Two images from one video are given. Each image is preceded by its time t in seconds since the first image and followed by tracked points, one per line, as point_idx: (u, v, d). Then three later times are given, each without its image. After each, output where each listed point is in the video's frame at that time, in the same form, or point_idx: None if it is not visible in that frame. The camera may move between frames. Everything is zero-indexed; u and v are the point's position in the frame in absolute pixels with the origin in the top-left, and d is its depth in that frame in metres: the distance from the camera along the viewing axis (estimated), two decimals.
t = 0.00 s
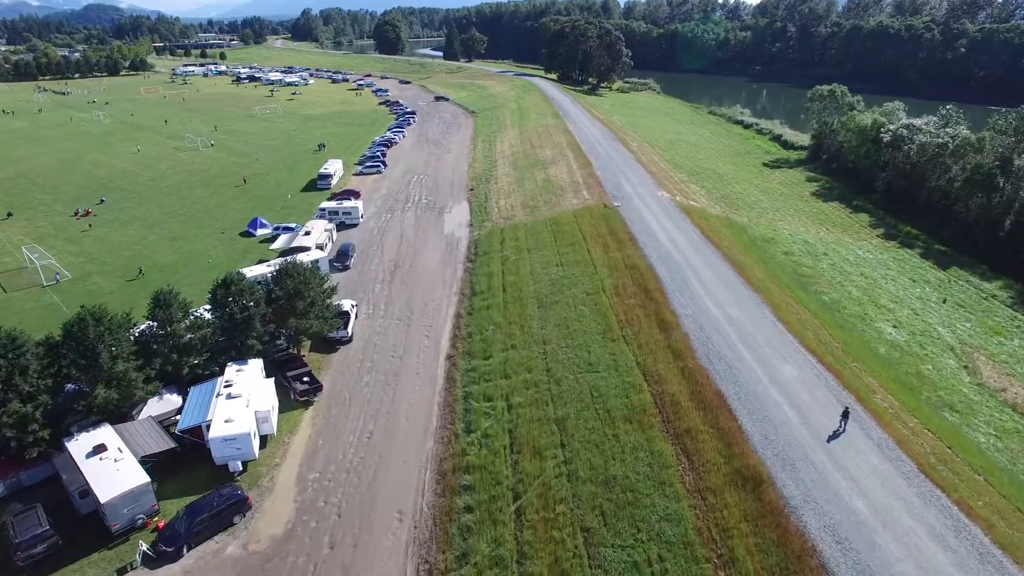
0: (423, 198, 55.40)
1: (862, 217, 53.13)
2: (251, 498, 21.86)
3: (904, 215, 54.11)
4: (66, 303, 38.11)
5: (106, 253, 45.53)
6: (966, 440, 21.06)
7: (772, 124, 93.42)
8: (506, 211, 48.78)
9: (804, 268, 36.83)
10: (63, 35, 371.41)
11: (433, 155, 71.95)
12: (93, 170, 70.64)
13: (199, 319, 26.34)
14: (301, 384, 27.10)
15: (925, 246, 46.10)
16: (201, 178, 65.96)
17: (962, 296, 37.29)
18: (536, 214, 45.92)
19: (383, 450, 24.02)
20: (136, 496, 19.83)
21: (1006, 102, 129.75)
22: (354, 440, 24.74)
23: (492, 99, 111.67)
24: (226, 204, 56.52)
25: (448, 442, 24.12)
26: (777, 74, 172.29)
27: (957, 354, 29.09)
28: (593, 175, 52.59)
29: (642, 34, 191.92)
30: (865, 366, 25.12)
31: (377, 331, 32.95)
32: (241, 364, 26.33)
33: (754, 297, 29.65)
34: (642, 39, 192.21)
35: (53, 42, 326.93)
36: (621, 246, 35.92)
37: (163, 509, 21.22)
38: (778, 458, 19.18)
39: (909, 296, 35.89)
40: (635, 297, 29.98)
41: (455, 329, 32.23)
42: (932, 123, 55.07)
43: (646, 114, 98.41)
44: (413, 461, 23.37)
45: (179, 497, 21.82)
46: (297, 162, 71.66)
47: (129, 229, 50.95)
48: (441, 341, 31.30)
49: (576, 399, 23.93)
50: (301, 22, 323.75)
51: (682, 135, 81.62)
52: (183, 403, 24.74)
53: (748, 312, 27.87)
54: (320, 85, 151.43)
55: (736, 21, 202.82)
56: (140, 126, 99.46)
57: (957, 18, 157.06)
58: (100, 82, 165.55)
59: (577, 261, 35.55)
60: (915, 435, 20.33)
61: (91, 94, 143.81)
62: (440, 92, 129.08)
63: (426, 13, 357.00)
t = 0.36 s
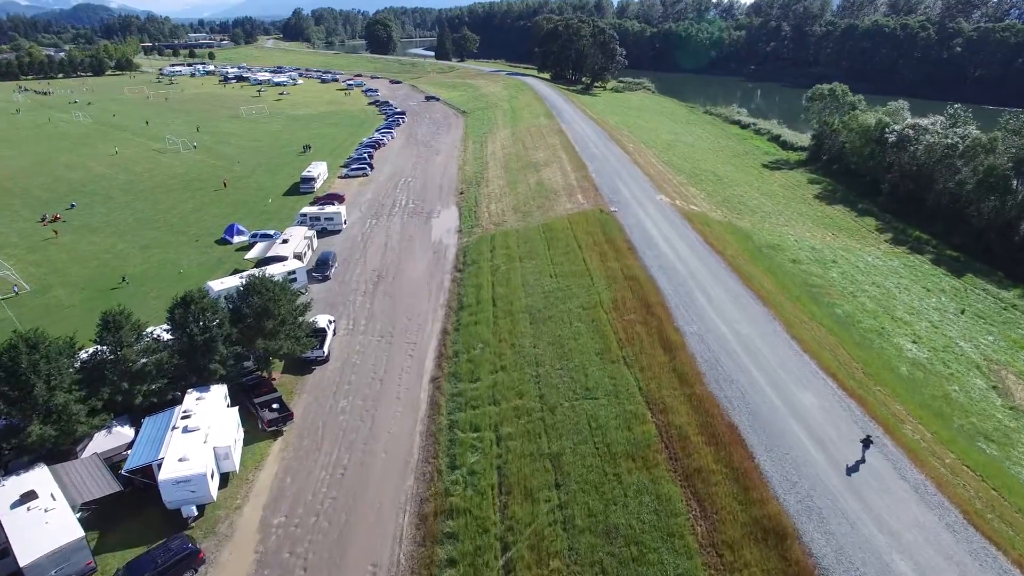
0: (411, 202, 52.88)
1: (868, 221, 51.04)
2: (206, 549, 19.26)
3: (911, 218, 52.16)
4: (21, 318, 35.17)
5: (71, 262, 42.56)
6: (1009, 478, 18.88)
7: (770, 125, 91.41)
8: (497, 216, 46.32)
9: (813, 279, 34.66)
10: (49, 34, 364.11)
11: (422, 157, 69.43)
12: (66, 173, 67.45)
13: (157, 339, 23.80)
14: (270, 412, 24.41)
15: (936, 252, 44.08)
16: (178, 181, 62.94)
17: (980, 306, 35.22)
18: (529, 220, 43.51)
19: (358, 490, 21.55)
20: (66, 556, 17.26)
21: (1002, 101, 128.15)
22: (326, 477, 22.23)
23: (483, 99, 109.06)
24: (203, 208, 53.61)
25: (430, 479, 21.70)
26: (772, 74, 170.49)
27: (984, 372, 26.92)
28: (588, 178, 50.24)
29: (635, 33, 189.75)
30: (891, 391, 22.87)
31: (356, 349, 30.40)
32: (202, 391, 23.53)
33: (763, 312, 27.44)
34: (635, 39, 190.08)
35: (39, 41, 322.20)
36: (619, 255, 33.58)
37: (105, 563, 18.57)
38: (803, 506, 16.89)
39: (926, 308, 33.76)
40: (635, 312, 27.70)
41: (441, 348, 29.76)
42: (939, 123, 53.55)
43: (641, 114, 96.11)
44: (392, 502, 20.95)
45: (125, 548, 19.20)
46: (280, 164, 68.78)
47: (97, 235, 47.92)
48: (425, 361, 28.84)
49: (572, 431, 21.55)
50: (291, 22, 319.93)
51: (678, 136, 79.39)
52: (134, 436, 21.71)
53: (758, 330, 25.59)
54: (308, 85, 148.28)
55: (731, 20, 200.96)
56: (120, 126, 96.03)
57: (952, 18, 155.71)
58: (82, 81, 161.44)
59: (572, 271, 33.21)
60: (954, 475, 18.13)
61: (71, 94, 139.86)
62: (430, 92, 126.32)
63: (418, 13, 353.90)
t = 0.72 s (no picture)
0: (400, 208, 50.54)
1: (879, 227, 48.91)
2: None
3: (923, 224, 50.07)
4: None
5: (37, 273, 39.99)
6: None
7: (771, 125, 89.23)
8: (491, 223, 44.05)
9: (826, 293, 32.40)
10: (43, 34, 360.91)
11: (415, 160, 67.08)
12: (43, 177, 64.83)
13: (111, 367, 21.47)
14: (235, 447, 21.92)
15: (952, 260, 41.96)
16: (159, 184, 60.31)
17: (1004, 320, 33.04)
18: (524, 227, 41.23)
19: (329, 539, 19.20)
20: None
21: (1004, 101, 125.70)
22: (292, 523, 19.87)
23: (479, 100, 106.62)
24: (182, 213, 51.01)
25: (411, 527, 19.35)
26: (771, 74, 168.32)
27: (1018, 397, 24.68)
28: (586, 182, 47.95)
29: (632, 32, 187.55)
30: (925, 424, 20.53)
31: (334, 372, 28.03)
32: (158, 425, 20.93)
33: (778, 332, 25.18)
34: (633, 38, 187.86)
35: (32, 41, 319.39)
36: (619, 267, 31.32)
37: None
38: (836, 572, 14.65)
39: (948, 323, 31.59)
40: (637, 333, 25.44)
41: (426, 370, 27.42)
42: (950, 124, 51.53)
43: (640, 115, 93.83)
44: (366, 555, 18.59)
45: None
46: (266, 167, 66.26)
47: (68, 243, 45.30)
48: (409, 386, 26.50)
49: (569, 473, 19.24)
50: (286, 22, 316.57)
51: (678, 137, 77.16)
52: (78, 479, 19.21)
53: (773, 354, 23.34)
54: (301, 85, 145.70)
55: (729, 19, 198.81)
56: (104, 127, 93.22)
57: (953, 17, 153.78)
58: (71, 81, 158.25)
59: (568, 285, 30.92)
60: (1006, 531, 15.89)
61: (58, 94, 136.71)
62: (425, 92, 123.83)
63: (414, 13, 351.16)
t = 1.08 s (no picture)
0: (389, 215, 48.28)
1: (889, 234, 46.81)
2: None
3: (935, 231, 47.99)
4: None
5: None
6: None
7: (773, 126, 87.04)
8: (483, 231, 41.79)
9: (840, 309, 30.14)
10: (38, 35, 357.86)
11: (406, 163, 64.82)
12: (19, 181, 62.27)
13: (51, 403, 19.07)
14: (193, 491, 19.50)
15: (969, 270, 39.84)
16: (139, 189, 57.79)
17: None
18: (518, 236, 38.98)
19: None
20: None
21: (1007, 102, 122.93)
22: None
23: (473, 101, 104.28)
24: (159, 220, 48.52)
25: None
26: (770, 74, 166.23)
27: None
28: (583, 188, 45.68)
29: (630, 32, 185.39)
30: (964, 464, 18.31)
31: (310, 400, 25.70)
32: (102, 469, 18.39)
33: (793, 358, 23.00)
34: (630, 38, 185.72)
35: (25, 41, 316.28)
36: (619, 283, 29.14)
37: None
38: None
39: (972, 341, 29.42)
40: (639, 360, 23.29)
41: (410, 398, 25.19)
42: (963, 126, 49.42)
43: (639, 116, 91.68)
44: None
45: None
46: (252, 170, 63.84)
47: (37, 252, 42.81)
48: (390, 417, 24.26)
49: (566, 527, 17.05)
50: (281, 22, 313.48)
51: (678, 139, 75.03)
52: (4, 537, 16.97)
53: (790, 384, 21.19)
54: (294, 86, 143.19)
55: (728, 19, 196.69)
56: (88, 128, 90.59)
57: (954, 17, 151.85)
58: (59, 82, 155.26)
59: (564, 302, 28.71)
60: None
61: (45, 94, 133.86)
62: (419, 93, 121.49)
63: (411, 13, 348.54)
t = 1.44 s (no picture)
0: (378, 222, 46.09)
1: (901, 243, 44.76)
2: None
3: (949, 239, 45.93)
4: None
5: None
6: None
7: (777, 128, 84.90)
8: (476, 241, 39.60)
9: (858, 329, 27.94)
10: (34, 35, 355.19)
11: (399, 167, 62.64)
12: None
13: None
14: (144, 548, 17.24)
15: (988, 282, 37.75)
16: (120, 193, 55.52)
17: None
18: (512, 247, 36.79)
19: None
20: None
21: (1012, 103, 120.01)
22: None
23: (470, 102, 102.03)
24: (137, 227, 46.25)
25: None
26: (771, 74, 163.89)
27: None
28: (581, 195, 43.48)
29: (629, 32, 183.21)
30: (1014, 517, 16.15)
31: (281, 432, 23.46)
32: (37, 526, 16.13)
33: (813, 390, 20.88)
34: (629, 37, 183.57)
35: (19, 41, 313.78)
36: (620, 301, 26.98)
37: None
38: None
39: (1001, 363, 27.26)
40: (642, 391, 21.17)
41: (392, 432, 22.99)
42: (978, 129, 47.38)
43: (639, 117, 89.54)
44: None
45: None
46: (239, 174, 61.62)
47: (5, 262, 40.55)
48: (370, 454, 22.07)
49: None
50: (278, 22, 310.92)
51: (680, 142, 72.92)
52: None
53: (811, 422, 19.10)
54: (288, 87, 140.88)
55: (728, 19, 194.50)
56: (74, 130, 88.26)
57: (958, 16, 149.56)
58: (49, 82, 152.86)
59: (561, 323, 26.53)
60: None
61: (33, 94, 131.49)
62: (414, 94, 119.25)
63: (409, 13, 346.12)
